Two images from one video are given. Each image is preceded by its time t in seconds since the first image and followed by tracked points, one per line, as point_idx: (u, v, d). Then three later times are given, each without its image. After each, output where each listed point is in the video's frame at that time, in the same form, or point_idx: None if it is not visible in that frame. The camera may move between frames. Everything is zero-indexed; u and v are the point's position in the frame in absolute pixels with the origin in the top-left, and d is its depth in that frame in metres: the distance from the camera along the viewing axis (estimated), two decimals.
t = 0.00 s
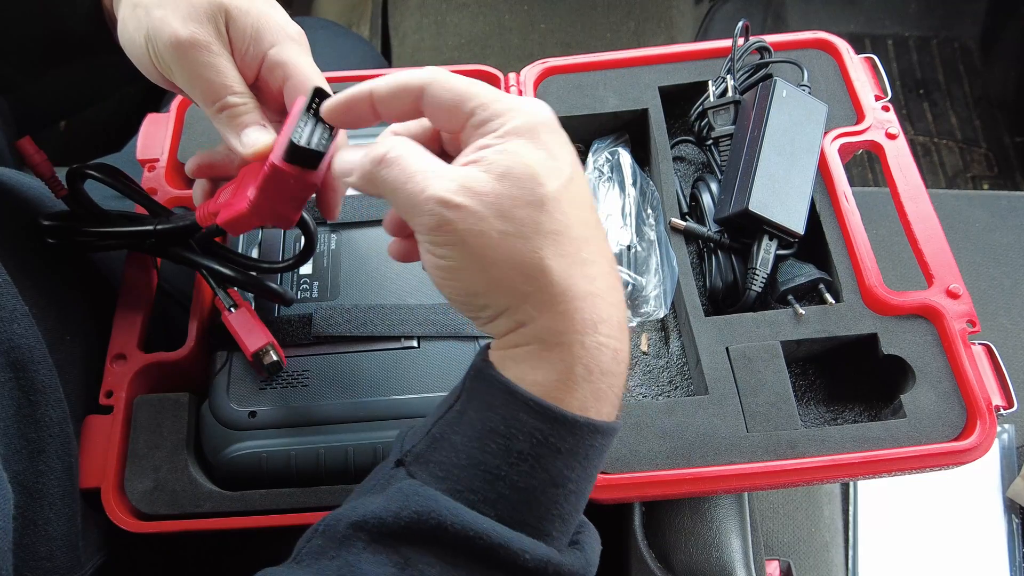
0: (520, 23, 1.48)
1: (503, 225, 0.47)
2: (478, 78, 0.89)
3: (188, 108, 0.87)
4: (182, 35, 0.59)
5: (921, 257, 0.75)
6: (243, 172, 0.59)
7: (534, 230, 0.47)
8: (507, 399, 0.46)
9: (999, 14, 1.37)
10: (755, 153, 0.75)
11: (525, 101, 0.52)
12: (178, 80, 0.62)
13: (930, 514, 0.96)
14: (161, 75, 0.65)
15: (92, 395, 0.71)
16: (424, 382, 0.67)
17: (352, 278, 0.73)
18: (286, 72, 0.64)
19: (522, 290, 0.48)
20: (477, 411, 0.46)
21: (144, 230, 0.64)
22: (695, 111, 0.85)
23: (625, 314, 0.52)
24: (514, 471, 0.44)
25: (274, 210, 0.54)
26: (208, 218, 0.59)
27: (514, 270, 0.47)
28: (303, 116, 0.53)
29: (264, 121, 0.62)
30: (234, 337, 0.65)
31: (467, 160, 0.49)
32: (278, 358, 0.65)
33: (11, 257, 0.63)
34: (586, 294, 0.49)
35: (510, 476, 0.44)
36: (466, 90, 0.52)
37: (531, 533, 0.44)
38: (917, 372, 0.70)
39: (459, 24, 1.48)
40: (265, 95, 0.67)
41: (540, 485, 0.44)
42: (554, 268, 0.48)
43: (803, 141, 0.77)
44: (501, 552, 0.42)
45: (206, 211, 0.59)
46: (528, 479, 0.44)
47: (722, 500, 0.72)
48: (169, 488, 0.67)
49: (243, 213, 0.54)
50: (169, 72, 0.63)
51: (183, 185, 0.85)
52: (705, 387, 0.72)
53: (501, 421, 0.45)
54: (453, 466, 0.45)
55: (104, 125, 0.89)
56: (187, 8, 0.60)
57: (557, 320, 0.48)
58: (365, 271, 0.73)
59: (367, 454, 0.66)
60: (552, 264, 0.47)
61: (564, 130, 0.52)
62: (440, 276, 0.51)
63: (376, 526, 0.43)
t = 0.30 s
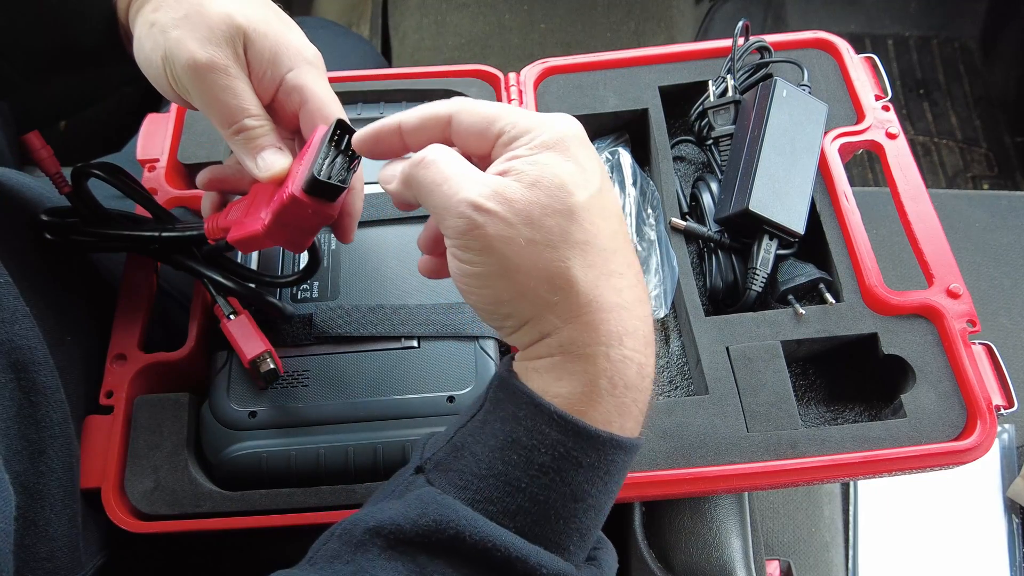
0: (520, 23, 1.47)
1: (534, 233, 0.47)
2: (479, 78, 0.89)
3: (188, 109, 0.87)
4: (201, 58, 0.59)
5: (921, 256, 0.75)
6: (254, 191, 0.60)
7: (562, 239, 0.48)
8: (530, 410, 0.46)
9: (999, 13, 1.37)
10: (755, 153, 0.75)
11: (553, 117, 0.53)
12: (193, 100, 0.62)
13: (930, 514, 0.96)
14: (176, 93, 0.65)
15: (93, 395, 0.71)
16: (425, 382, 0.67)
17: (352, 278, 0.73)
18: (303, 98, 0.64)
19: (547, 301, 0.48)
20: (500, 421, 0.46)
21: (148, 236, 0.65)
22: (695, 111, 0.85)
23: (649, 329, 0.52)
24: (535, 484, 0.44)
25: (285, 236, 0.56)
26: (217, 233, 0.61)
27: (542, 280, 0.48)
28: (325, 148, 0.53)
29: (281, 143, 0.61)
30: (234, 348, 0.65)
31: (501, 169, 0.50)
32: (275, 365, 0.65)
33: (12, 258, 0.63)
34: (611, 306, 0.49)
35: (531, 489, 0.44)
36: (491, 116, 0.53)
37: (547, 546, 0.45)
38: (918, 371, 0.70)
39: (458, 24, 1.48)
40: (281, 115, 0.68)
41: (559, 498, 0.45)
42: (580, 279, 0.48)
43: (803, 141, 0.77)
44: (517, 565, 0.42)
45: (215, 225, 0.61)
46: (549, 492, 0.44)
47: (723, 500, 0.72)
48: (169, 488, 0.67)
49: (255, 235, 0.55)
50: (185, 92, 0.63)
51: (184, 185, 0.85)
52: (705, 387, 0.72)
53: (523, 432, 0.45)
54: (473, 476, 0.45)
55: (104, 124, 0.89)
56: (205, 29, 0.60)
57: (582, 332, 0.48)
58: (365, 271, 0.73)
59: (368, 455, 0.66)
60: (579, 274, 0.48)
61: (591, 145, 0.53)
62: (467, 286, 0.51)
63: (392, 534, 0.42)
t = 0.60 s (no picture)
0: (520, 23, 1.47)
1: (546, 240, 0.47)
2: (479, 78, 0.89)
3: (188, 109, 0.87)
4: (203, 60, 0.59)
5: (921, 256, 0.75)
6: (256, 193, 0.60)
7: (575, 247, 0.48)
8: (540, 419, 0.46)
9: (999, 13, 1.37)
10: (755, 153, 0.75)
11: (566, 125, 0.53)
12: (195, 102, 0.62)
13: (930, 514, 0.96)
14: (178, 95, 0.65)
15: (93, 395, 0.71)
16: (426, 382, 0.67)
17: (352, 278, 0.73)
18: (305, 100, 0.64)
19: (559, 309, 0.48)
20: (510, 429, 0.46)
21: (149, 237, 0.65)
22: (695, 111, 0.85)
23: (660, 338, 0.52)
24: (544, 494, 0.44)
25: (285, 240, 0.56)
26: (219, 235, 0.61)
27: (555, 288, 0.48)
28: (321, 152, 0.52)
29: (282, 146, 0.61)
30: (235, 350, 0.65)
31: (513, 176, 0.50)
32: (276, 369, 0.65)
33: (13, 257, 0.63)
34: (624, 315, 0.49)
35: (541, 498, 0.44)
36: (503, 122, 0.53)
37: (555, 555, 0.45)
38: (918, 371, 0.70)
39: (459, 24, 1.48)
40: (283, 118, 0.68)
41: (570, 508, 0.44)
42: (593, 288, 0.48)
43: (803, 141, 0.77)
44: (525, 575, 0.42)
45: (216, 228, 0.61)
46: (559, 501, 0.44)
47: (723, 500, 0.72)
48: (170, 488, 0.67)
49: (254, 238, 0.56)
50: (186, 94, 0.63)
51: (184, 185, 0.85)
52: (705, 387, 0.72)
53: (534, 440, 0.45)
54: (482, 483, 0.45)
55: (104, 124, 0.89)
56: (207, 31, 0.60)
57: (593, 340, 0.48)
58: (365, 271, 0.73)
59: (368, 455, 0.66)
60: (593, 282, 0.48)
61: (603, 152, 0.53)
62: (476, 292, 0.51)
63: (398, 539, 0.43)
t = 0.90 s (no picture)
0: (520, 23, 1.47)
1: (538, 235, 0.47)
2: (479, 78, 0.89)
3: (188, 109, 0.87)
4: (201, 58, 0.59)
5: (921, 256, 0.75)
6: (256, 192, 0.60)
7: (566, 241, 0.48)
8: (535, 414, 0.45)
9: (999, 13, 1.37)
10: (755, 153, 0.75)
11: (554, 121, 0.53)
12: (194, 100, 0.62)
13: (930, 514, 0.96)
14: (177, 94, 0.65)
15: (93, 395, 0.71)
16: (426, 382, 0.67)
17: (352, 278, 0.73)
18: (304, 98, 0.64)
19: (552, 304, 0.48)
20: (505, 424, 0.46)
21: (150, 237, 0.65)
22: (695, 111, 0.85)
23: (653, 332, 0.52)
24: (539, 488, 0.44)
25: (286, 238, 0.56)
26: (219, 234, 0.61)
27: (546, 283, 0.48)
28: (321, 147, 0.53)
29: (281, 144, 0.61)
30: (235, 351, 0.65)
31: (504, 172, 0.50)
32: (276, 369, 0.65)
33: (13, 258, 0.63)
34: (616, 308, 0.49)
35: (535, 492, 0.44)
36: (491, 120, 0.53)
37: (551, 549, 0.45)
38: (918, 371, 0.70)
39: (459, 24, 1.48)
40: (282, 116, 0.68)
41: (565, 501, 0.44)
42: (585, 282, 0.48)
43: (803, 141, 0.77)
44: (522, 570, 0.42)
45: (216, 227, 0.61)
46: (554, 496, 0.44)
47: (723, 500, 0.72)
48: (170, 488, 0.67)
49: (257, 236, 0.55)
50: (186, 92, 0.63)
51: (184, 185, 0.85)
52: (705, 387, 0.72)
53: (528, 435, 0.45)
54: (477, 478, 0.45)
55: (104, 124, 0.89)
56: (206, 30, 0.60)
57: (586, 334, 0.48)
58: (365, 271, 0.73)
59: (368, 455, 0.66)
60: (583, 276, 0.48)
61: (593, 148, 0.53)
62: (470, 290, 0.51)
63: (395, 537, 0.43)
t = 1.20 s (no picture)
0: (520, 23, 1.47)
1: (540, 235, 0.47)
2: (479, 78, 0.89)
3: (188, 109, 0.87)
4: (199, 55, 0.59)
5: (921, 256, 0.75)
6: (253, 188, 0.60)
7: (568, 242, 0.48)
8: (536, 415, 0.45)
9: (999, 13, 1.37)
10: (755, 153, 0.75)
11: (557, 122, 0.53)
12: (192, 98, 0.62)
13: (930, 514, 0.96)
14: (175, 92, 0.65)
15: (93, 395, 0.71)
16: (426, 382, 0.67)
17: (351, 277, 0.72)
18: (303, 95, 0.64)
19: (554, 305, 0.48)
20: (506, 425, 0.46)
21: (149, 236, 0.64)
22: (695, 111, 0.85)
23: (655, 335, 0.52)
24: (540, 489, 0.44)
25: (285, 234, 0.56)
26: (216, 230, 0.61)
27: (549, 284, 0.48)
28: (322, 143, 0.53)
29: (279, 142, 0.61)
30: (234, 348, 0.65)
31: (506, 172, 0.50)
32: (276, 369, 0.65)
33: (12, 258, 0.63)
34: (618, 310, 0.49)
35: (536, 494, 0.44)
36: (495, 121, 0.53)
37: (552, 552, 0.45)
38: (918, 371, 0.70)
39: (459, 24, 1.48)
40: (281, 114, 0.68)
41: (566, 504, 0.44)
42: (587, 283, 0.48)
43: (803, 141, 0.77)
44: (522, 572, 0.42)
45: (214, 223, 0.61)
46: (555, 498, 0.44)
47: (724, 500, 0.72)
48: (170, 489, 0.67)
49: (255, 231, 0.55)
50: (184, 90, 0.63)
51: (184, 185, 0.85)
52: (705, 387, 0.72)
53: (530, 437, 0.45)
54: (478, 479, 0.45)
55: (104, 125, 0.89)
56: (203, 27, 0.60)
57: (588, 336, 0.48)
58: (365, 271, 0.73)
59: (368, 455, 0.66)
60: (586, 278, 0.48)
61: (596, 150, 0.53)
62: (472, 290, 0.51)
63: (396, 538, 0.43)
